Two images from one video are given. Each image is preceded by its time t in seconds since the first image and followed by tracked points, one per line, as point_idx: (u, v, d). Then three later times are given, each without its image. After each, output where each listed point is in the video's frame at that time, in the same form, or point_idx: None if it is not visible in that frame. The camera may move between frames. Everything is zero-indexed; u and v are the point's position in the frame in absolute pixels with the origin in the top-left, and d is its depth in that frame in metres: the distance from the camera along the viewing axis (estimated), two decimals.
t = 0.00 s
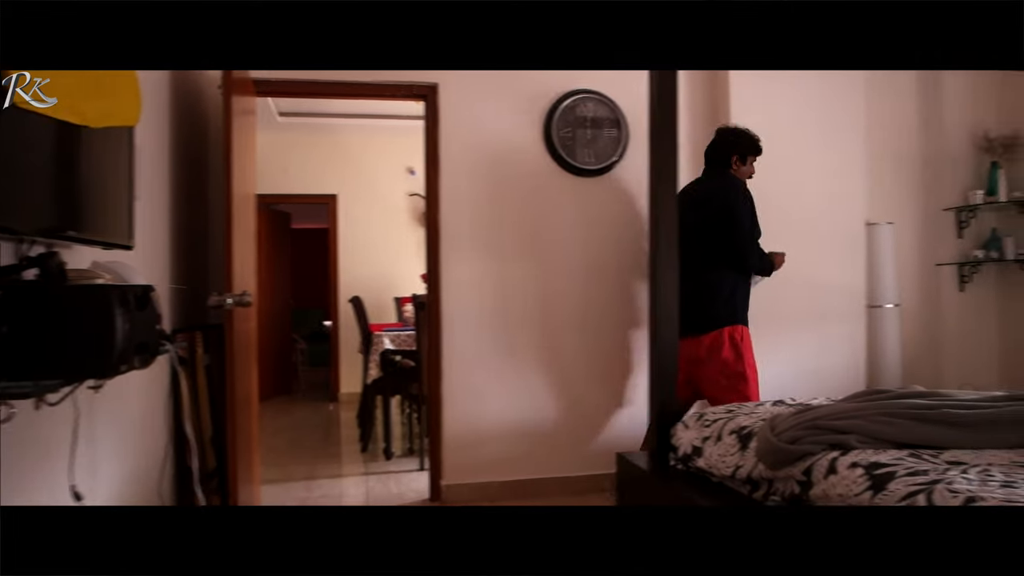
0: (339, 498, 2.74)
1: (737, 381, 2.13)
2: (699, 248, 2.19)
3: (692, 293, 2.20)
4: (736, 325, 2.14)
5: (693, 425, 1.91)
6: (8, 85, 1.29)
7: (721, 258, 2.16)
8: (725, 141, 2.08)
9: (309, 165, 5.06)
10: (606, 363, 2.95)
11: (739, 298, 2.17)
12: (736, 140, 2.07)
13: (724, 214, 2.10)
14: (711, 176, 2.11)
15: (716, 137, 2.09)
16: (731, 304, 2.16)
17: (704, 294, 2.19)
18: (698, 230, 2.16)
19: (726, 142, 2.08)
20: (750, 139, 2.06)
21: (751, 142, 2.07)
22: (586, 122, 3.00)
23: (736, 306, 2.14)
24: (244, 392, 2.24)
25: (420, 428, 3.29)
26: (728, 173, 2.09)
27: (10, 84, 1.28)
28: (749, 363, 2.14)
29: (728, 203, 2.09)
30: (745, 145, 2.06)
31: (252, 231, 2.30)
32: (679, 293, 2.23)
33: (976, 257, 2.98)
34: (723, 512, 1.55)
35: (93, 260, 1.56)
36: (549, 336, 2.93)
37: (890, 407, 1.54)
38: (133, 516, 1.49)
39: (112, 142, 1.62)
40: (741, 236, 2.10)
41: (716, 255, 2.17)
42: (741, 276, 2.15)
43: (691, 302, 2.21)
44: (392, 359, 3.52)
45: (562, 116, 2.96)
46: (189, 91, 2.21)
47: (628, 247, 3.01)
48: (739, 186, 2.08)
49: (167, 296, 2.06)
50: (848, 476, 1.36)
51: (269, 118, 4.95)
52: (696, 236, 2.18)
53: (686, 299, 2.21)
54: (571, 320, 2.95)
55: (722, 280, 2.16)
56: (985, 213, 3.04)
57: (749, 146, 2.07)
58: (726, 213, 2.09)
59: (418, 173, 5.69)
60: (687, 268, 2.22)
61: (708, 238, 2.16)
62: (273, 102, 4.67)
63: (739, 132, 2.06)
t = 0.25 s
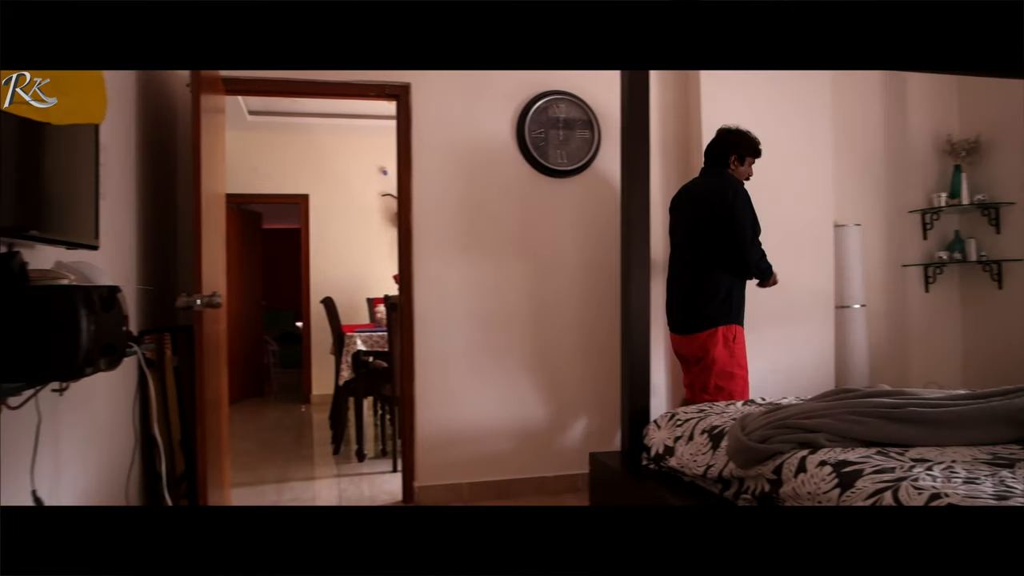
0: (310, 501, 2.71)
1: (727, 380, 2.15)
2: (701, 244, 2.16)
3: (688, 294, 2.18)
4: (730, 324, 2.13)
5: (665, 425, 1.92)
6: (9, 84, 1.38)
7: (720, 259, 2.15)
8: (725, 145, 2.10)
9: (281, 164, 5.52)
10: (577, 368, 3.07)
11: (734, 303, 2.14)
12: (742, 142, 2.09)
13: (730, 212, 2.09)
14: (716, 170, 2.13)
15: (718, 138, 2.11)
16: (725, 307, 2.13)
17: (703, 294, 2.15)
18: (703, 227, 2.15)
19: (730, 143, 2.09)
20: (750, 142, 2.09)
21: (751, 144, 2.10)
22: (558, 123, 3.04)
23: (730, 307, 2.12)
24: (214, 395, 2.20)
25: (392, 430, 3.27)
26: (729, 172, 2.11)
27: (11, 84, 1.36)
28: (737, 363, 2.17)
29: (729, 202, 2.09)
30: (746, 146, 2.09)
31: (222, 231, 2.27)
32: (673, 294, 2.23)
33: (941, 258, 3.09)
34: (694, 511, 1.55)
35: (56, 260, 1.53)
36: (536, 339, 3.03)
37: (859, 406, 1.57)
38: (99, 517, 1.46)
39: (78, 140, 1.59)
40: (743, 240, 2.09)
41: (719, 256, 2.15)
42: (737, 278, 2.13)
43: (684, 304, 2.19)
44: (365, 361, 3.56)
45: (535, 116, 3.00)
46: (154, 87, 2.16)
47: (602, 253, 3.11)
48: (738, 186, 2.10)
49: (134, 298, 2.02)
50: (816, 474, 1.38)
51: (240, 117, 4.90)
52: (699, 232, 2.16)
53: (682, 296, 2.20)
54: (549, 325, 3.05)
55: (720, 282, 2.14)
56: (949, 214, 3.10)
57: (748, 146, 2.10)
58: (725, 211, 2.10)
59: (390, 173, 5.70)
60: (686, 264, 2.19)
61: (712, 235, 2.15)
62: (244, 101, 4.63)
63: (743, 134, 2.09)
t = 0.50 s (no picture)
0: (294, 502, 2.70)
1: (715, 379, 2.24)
2: (701, 245, 2.21)
3: (687, 293, 2.27)
4: (724, 325, 2.22)
5: (650, 425, 1.93)
6: (10, 85, 1.37)
7: (718, 261, 2.20)
8: (728, 150, 2.13)
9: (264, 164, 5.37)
10: (564, 367, 3.07)
11: (735, 305, 2.21)
12: (746, 147, 2.12)
13: (726, 215, 2.13)
14: (717, 174, 2.16)
15: (724, 143, 2.14)
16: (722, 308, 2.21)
17: (701, 294, 2.23)
18: (703, 229, 2.19)
19: (732, 148, 2.12)
20: (752, 147, 2.12)
21: (755, 149, 2.13)
22: (542, 124, 3.05)
23: (724, 307, 2.20)
24: (196, 397, 2.18)
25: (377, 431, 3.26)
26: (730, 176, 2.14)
27: (12, 84, 1.36)
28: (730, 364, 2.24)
29: (726, 205, 2.13)
30: (749, 151, 2.12)
31: (204, 230, 2.25)
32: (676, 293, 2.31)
33: (921, 260, 3.15)
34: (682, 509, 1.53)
35: (34, 260, 1.50)
36: (526, 339, 3.04)
37: (841, 405, 1.59)
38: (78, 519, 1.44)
39: (57, 138, 1.57)
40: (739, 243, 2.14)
41: (717, 257, 2.20)
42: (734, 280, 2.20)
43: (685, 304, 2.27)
44: (349, 362, 3.44)
45: (519, 117, 3.01)
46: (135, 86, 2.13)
47: (588, 251, 3.11)
48: (739, 189, 2.13)
49: (113, 299, 2.00)
50: (799, 473, 1.39)
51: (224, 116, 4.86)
52: (699, 234, 2.20)
53: (682, 295, 2.28)
54: (534, 325, 3.05)
55: (717, 284, 2.21)
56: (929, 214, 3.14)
57: (753, 151, 2.12)
58: (722, 214, 2.14)
59: (374, 173, 5.67)
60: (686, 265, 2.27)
61: (711, 237, 2.19)
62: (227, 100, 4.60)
63: (747, 139, 2.11)
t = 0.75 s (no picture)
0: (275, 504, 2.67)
1: (712, 377, 2.32)
2: (700, 246, 2.25)
3: (692, 291, 2.33)
4: (724, 324, 2.24)
5: (632, 425, 1.94)
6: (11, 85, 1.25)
7: (716, 263, 2.22)
8: (726, 155, 2.13)
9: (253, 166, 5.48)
10: (545, 367, 3.09)
11: (737, 306, 2.22)
12: (743, 150, 2.10)
13: (719, 217, 2.15)
14: (715, 177, 2.17)
15: (724, 147, 2.15)
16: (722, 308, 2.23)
17: (704, 293, 2.29)
18: (700, 231, 2.23)
19: (729, 152, 2.12)
20: (746, 152, 2.11)
21: (754, 153, 2.10)
22: (525, 124, 3.05)
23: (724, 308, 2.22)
24: (176, 398, 2.16)
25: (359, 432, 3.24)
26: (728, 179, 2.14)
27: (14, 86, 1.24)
28: (728, 365, 2.29)
29: (718, 209, 2.15)
30: (745, 156, 2.11)
31: (183, 231, 2.23)
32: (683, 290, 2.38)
33: (899, 261, 3.32)
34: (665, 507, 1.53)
35: (9, 261, 1.48)
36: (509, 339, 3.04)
37: (820, 404, 1.61)
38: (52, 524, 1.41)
39: (35, 136, 1.55)
40: (734, 246, 2.16)
41: (714, 259, 2.22)
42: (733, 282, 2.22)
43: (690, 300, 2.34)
44: (331, 362, 3.46)
45: (502, 117, 3.01)
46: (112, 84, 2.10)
47: (571, 252, 3.13)
48: (736, 194, 2.14)
49: (90, 300, 1.97)
50: (779, 472, 1.41)
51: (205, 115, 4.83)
52: (698, 235, 2.24)
53: (686, 293, 2.35)
54: (515, 326, 3.05)
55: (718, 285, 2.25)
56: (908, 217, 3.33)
57: (749, 156, 2.11)
58: (715, 215, 2.16)
59: (356, 174, 5.58)
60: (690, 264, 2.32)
61: (708, 239, 2.22)
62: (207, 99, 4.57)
63: (745, 144, 2.10)
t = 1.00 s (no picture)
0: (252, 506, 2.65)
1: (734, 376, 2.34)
2: (701, 246, 2.32)
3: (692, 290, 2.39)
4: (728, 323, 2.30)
5: (610, 425, 1.94)
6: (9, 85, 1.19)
7: (714, 264, 2.29)
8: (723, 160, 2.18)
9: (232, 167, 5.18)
10: (524, 368, 3.09)
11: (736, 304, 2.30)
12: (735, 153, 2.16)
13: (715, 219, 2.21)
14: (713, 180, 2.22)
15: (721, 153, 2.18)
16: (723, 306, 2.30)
17: (700, 292, 2.35)
18: (699, 232, 2.29)
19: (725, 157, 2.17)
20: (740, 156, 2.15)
21: (749, 157, 2.14)
22: (504, 124, 3.07)
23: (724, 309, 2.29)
24: (151, 400, 2.13)
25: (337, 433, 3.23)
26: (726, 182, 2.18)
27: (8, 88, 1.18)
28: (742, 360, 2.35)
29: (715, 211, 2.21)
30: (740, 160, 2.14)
31: (160, 230, 2.21)
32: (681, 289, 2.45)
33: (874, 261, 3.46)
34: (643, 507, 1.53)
35: None
36: (489, 340, 3.04)
37: (796, 404, 1.62)
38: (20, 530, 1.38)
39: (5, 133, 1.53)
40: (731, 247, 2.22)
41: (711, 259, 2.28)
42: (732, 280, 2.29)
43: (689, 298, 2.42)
44: (309, 363, 3.58)
45: (480, 118, 3.02)
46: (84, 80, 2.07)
47: (546, 253, 3.14)
48: (733, 198, 2.18)
49: (62, 300, 1.93)
50: (756, 471, 1.42)
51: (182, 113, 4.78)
52: (696, 236, 2.31)
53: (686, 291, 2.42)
54: (495, 326, 3.05)
55: (715, 284, 2.31)
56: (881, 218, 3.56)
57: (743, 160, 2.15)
58: (711, 217, 2.23)
59: (334, 173, 5.68)
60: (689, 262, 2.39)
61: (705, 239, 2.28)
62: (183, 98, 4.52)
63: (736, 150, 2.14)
